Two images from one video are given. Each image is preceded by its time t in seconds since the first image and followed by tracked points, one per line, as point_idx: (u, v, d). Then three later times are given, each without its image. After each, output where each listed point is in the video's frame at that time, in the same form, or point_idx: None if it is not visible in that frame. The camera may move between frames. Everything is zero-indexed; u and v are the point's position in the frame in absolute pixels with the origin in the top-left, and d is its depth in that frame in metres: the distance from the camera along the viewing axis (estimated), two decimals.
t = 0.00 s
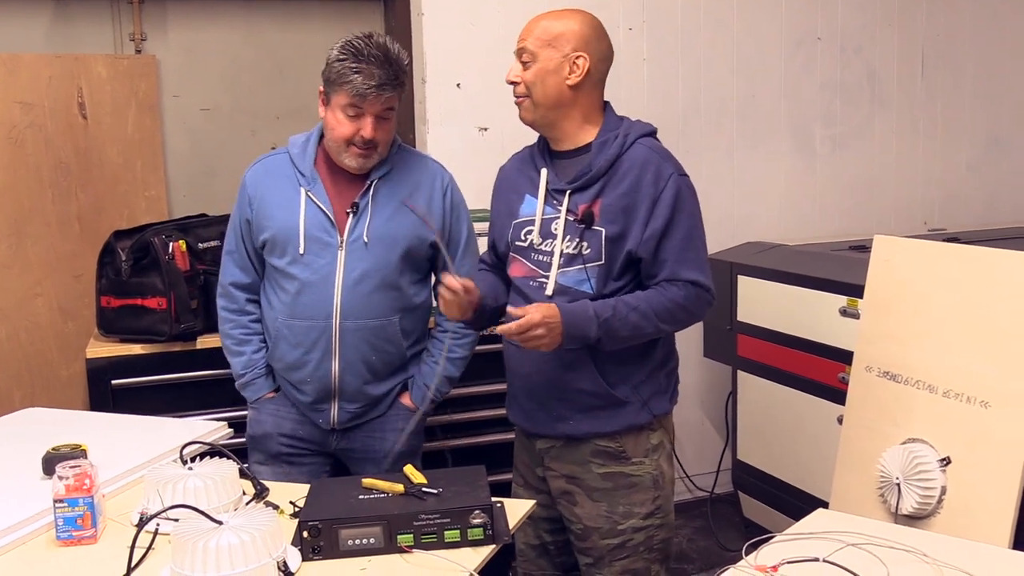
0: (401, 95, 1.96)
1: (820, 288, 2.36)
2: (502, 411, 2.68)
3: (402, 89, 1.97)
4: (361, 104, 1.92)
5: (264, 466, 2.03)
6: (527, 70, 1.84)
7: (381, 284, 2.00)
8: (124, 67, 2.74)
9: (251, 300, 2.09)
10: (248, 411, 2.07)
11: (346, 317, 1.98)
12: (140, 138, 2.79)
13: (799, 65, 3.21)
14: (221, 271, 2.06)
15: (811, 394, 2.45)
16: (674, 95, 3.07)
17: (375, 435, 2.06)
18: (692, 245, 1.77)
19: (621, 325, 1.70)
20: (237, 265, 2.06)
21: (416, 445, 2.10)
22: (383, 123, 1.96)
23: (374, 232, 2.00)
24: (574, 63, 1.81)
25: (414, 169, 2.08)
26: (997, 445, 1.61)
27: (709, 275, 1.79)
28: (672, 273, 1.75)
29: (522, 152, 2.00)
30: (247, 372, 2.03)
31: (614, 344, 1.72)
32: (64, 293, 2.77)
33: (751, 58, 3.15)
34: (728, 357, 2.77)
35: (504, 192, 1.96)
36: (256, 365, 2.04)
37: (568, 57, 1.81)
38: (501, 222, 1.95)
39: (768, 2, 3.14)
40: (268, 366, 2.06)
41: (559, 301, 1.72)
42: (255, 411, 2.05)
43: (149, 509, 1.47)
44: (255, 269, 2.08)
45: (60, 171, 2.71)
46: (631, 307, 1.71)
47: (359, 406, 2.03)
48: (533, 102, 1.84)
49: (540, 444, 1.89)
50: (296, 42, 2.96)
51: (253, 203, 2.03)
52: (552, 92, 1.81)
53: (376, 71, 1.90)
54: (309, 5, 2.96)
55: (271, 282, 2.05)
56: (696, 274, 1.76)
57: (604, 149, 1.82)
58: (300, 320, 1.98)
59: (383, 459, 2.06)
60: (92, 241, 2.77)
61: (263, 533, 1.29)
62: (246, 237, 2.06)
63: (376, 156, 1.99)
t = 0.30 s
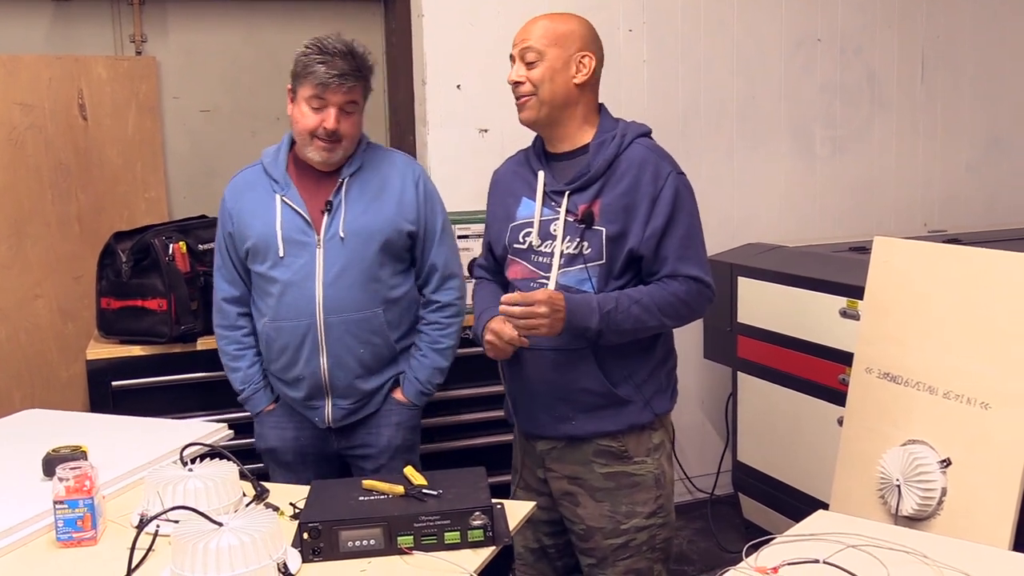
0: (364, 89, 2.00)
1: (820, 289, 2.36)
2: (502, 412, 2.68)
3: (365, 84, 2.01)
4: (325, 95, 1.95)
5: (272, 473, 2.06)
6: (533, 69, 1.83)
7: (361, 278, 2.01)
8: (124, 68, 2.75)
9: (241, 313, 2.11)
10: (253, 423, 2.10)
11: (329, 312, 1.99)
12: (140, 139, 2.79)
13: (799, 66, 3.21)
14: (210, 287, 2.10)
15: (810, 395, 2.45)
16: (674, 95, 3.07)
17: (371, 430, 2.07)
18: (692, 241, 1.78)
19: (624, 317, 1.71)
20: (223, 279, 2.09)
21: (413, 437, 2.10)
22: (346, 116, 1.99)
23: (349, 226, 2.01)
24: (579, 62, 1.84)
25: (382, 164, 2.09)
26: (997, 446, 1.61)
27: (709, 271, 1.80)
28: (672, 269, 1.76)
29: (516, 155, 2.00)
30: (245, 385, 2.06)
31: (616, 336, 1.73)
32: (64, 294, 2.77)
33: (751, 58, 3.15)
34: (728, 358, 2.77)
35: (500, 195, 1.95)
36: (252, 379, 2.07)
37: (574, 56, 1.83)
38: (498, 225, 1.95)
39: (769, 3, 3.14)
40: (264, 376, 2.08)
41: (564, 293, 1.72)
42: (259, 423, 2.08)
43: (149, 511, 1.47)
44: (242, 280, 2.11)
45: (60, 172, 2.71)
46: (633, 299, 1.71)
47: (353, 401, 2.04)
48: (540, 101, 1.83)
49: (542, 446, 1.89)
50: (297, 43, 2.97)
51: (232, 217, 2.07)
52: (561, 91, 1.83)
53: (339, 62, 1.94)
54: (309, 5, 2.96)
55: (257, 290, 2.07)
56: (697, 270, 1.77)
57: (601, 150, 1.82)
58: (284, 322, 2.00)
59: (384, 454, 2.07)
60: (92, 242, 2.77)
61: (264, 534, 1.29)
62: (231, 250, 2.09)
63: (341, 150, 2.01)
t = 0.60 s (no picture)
0: (299, 87, 2.01)
1: (819, 290, 2.36)
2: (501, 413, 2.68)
3: (297, 83, 2.00)
4: (263, 110, 1.98)
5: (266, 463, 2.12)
6: (552, 66, 1.83)
7: (335, 279, 2.03)
8: (122, 69, 2.74)
9: (228, 313, 2.18)
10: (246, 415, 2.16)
11: (305, 313, 2.02)
12: (138, 139, 2.79)
13: (798, 67, 3.22)
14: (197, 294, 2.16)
15: (808, 396, 2.46)
16: (673, 97, 3.07)
17: (354, 422, 2.10)
18: (693, 235, 1.81)
19: (642, 293, 1.71)
20: (208, 284, 2.15)
21: (399, 429, 2.12)
22: (293, 121, 2.00)
23: (320, 227, 2.03)
24: (589, 66, 1.88)
25: (353, 159, 2.11)
26: (995, 447, 1.61)
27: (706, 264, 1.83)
28: (672, 261, 1.78)
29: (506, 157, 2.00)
30: (233, 380, 2.13)
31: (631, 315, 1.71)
32: (62, 295, 2.76)
33: (749, 60, 3.15)
34: (726, 359, 2.77)
35: (494, 196, 1.95)
36: (240, 370, 2.13)
37: (586, 59, 1.87)
38: (492, 226, 1.94)
39: (767, 5, 3.14)
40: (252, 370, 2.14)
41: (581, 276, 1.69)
42: (250, 415, 2.14)
43: (147, 512, 1.47)
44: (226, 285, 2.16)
45: (58, 172, 2.71)
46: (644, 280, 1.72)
47: (335, 396, 2.07)
48: (557, 99, 1.82)
49: (542, 445, 1.88)
50: (296, 44, 2.97)
51: (214, 226, 2.12)
52: (579, 90, 1.84)
53: (263, 75, 1.95)
54: (307, 7, 2.96)
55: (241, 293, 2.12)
56: (697, 262, 1.80)
57: (599, 149, 1.84)
58: (265, 324, 2.05)
59: (367, 445, 2.09)
60: (90, 242, 2.77)
61: (261, 536, 1.29)
62: (215, 256, 2.14)
63: (302, 153, 2.03)
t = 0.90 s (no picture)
0: (284, 85, 2.02)
1: (817, 290, 2.36)
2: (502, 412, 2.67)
3: (283, 82, 2.02)
4: (248, 108, 1.99)
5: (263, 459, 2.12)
6: (555, 67, 1.83)
7: (330, 274, 2.04)
8: (120, 69, 2.74)
9: (223, 313, 2.18)
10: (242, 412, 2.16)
11: (301, 309, 2.02)
12: (136, 140, 2.78)
13: (797, 67, 3.22)
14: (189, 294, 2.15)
15: (806, 396, 2.46)
16: (671, 97, 3.07)
17: (349, 415, 2.10)
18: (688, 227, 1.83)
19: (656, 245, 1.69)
20: (201, 284, 2.15)
21: (394, 421, 2.12)
22: (279, 118, 2.01)
23: (314, 224, 2.03)
24: (586, 69, 1.89)
25: (343, 156, 2.11)
26: (993, 447, 1.61)
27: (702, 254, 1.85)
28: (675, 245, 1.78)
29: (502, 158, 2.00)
30: (228, 377, 2.13)
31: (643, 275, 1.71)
32: (60, 295, 2.76)
33: (747, 60, 3.15)
34: (724, 359, 2.77)
35: (490, 195, 1.95)
36: (235, 368, 2.13)
37: (584, 63, 1.88)
38: (488, 224, 1.93)
39: (765, 6, 3.15)
40: (247, 367, 2.14)
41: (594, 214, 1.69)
42: (246, 412, 2.14)
43: (145, 513, 1.47)
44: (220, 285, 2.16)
45: (56, 173, 2.70)
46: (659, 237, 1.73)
47: (331, 390, 2.07)
48: (561, 99, 1.82)
49: (541, 440, 1.89)
50: (294, 44, 2.96)
51: (207, 226, 2.12)
52: (578, 91, 1.85)
53: (248, 72, 1.97)
54: (305, 6, 2.96)
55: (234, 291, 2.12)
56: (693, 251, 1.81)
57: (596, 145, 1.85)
58: (260, 320, 2.04)
59: (364, 437, 2.10)
60: (88, 243, 2.77)
61: (259, 536, 1.29)
62: (208, 256, 2.14)
63: (290, 151, 2.03)
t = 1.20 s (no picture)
0: (303, 81, 2.03)
1: (814, 290, 2.36)
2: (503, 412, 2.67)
3: (303, 78, 2.04)
4: (267, 101, 2.00)
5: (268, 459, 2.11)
6: (545, 67, 1.83)
7: (343, 271, 2.04)
8: (118, 69, 2.74)
9: (226, 311, 2.16)
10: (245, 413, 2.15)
11: (315, 305, 2.03)
12: (134, 140, 2.78)
13: (794, 67, 3.22)
14: (191, 292, 2.13)
15: (804, 396, 2.46)
16: (669, 97, 3.07)
17: (358, 410, 2.10)
18: (681, 224, 1.83)
19: (641, 287, 1.73)
20: (204, 282, 2.13)
21: (400, 415, 2.14)
22: (297, 113, 2.02)
23: (329, 221, 2.04)
24: (576, 68, 1.89)
25: (355, 155, 2.13)
26: (990, 447, 1.61)
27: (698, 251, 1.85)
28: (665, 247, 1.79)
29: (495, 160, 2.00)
30: (232, 376, 2.11)
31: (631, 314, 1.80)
32: (57, 295, 2.76)
33: (746, 61, 3.15)
34: (722, 359, 2.77)
35: (485, 197, 1.94)
36: (240, 368, 2.12)
37: (573, 63, 1.88)
38: (485, 226, 1.93)
39: (763, 7, 3.15)
40: (252, 366, 2.13)
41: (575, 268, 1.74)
42: (250, 412, 2.12)
43: (143, 514, 1.47)
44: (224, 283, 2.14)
45: (53, 173, 2.70)
46: (650, 270, 1.75)
47: (341, 387, 2.08)
48: (550, 98, 1.82)
49: (543, 434, 1.89)
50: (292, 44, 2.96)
51: (214, 222, 2.10)
52: (568, 91, 1.85)
53: (269, 65, 1.98)
54: (303, 7, 2.96)
55: (241, 288, 2.10)
56: (687, 249, 1.81)
57: (587, 145, 1.85)
58: (273, 316, 2.04)
59: (372, 433, 2.10)
60: (86, 243, 2.77)
61: (257, 536, 1.29)
62: (213, 253, 2.12)
63: (304, 146, 2.04)
